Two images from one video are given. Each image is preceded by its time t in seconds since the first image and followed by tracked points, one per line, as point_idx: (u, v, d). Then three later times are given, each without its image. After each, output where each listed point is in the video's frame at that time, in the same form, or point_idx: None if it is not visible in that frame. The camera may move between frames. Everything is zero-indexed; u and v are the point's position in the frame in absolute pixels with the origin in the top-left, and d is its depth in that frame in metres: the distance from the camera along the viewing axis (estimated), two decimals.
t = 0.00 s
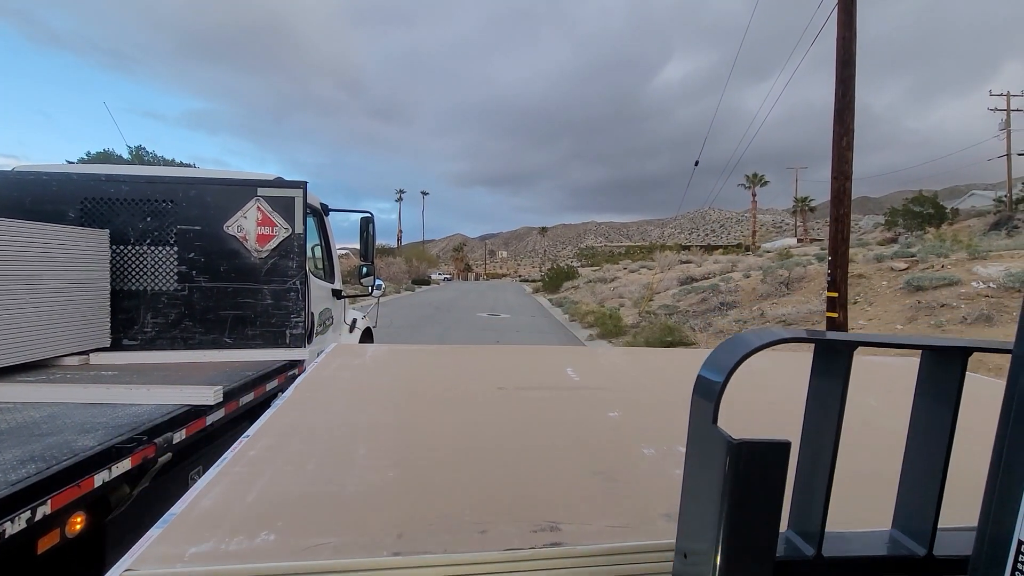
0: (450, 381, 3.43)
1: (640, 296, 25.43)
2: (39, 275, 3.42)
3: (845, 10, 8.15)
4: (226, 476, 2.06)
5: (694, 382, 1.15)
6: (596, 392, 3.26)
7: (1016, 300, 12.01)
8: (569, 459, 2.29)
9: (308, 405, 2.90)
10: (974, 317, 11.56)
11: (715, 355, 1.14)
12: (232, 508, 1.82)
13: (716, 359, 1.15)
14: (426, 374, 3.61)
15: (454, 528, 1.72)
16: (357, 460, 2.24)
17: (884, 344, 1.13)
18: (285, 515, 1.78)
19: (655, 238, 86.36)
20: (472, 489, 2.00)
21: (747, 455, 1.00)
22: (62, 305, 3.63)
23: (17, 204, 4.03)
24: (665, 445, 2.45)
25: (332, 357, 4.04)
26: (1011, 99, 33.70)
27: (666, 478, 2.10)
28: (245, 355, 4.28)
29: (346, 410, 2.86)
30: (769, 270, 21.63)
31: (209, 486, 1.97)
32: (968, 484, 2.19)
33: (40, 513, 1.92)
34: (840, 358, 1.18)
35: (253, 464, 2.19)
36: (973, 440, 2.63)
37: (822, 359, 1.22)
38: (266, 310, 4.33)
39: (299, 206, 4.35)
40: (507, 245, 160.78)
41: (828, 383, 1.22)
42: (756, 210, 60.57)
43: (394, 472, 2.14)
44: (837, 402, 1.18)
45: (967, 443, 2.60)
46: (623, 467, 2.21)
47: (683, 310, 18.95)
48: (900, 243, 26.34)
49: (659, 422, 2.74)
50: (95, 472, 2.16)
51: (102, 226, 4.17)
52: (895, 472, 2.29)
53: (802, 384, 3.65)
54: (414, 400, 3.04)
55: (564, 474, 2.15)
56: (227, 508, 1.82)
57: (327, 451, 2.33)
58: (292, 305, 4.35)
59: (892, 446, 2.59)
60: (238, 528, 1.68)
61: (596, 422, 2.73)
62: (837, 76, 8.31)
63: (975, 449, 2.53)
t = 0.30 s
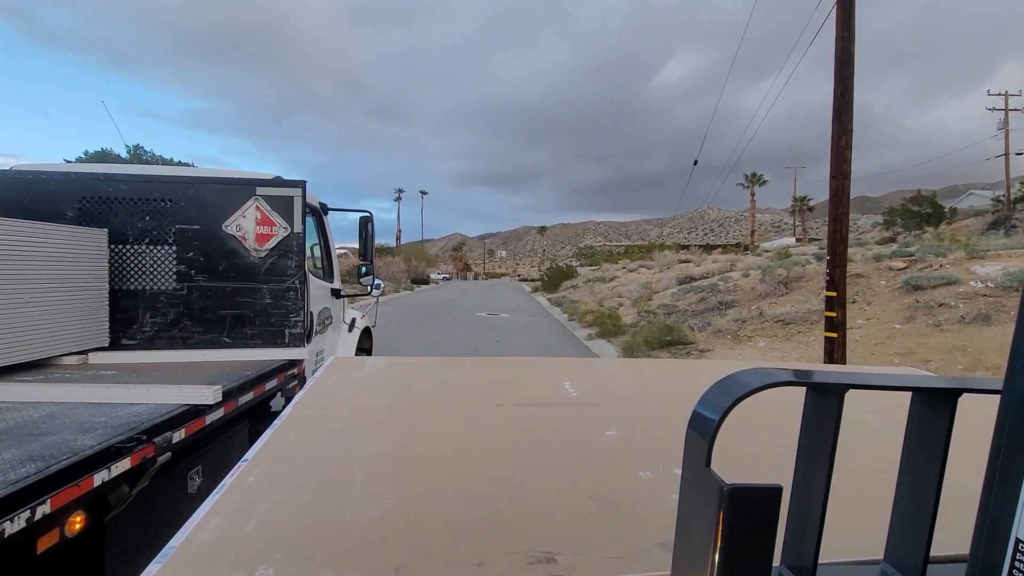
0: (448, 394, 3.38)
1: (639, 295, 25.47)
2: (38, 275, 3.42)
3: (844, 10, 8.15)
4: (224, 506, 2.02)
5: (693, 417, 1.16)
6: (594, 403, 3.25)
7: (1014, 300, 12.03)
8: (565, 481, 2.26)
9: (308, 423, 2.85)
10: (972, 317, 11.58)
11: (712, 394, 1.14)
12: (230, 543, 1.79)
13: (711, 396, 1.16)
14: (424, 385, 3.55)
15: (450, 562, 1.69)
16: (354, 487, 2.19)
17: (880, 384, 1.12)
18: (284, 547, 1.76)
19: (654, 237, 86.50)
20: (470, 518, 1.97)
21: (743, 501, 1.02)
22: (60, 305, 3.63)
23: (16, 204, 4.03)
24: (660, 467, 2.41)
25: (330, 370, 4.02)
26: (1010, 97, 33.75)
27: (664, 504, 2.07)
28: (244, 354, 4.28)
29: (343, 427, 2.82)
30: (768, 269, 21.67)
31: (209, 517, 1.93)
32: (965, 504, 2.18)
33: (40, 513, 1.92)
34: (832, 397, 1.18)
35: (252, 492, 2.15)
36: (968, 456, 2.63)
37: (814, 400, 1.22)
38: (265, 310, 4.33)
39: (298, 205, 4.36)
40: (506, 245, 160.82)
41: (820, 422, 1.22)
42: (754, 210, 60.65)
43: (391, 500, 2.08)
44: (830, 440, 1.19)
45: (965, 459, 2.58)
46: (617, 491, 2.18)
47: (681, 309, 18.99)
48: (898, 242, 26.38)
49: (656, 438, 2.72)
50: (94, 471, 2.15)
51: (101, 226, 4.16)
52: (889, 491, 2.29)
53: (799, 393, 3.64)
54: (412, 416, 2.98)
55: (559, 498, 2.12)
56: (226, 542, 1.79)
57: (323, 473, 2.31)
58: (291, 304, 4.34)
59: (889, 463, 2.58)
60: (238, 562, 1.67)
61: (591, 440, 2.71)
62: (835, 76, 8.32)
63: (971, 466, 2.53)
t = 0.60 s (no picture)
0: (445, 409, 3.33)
1: (638, 294, 25.52)
2: (36, 274, 3.41)
3: (843, 10, 8.16)
4: (222, 534, 1.96)
5: (687, 454, 1.17)
6: (592, 417, 3.20)
7: (1012, 299, 12.04)
8: (560, 503, 2.21)
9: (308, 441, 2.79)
10: (970, 317, 11.60)
11: (708, 431, 1.16)
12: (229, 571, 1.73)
13: (707, 432, 1.17)
14: (422, 401, 3.51)
15: None
16: (350, 512, 2.13)
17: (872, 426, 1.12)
18: None
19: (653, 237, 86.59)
20: (464, 544, 1.92)
21: (736, 542, 1.04)
22: (59, 304, 3.63)
23: (14, 203, 4.02)
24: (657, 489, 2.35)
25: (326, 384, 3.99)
26: (1009, 96, 33.78)
27: (660, 530, 2.02)
28: (244, 354, 4.28)
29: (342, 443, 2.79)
30: (767, 268, 21.70)
31: (207, 544, 1.88)
32: (957, 535, 2.15)
33: (38, 513, 1.92)
34: (825, 438, 1.18)
35: (249, 518, 2.09)
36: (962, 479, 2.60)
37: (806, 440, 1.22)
38: (264, 309, 4.33)
39: (296, 204, 4.36)
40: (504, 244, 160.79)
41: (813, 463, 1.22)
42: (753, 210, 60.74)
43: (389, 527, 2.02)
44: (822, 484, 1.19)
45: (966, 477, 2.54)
46: (612, 515, 2.12)
47: (681, 309, 19.02)
48: (897, 242, 26.40)
49: (652, 455, 2.67)
50: (92, 471, 2.15)
51: (99, 225, 4.15)
52: (883, 512, 2.25)
53: (798, 401, 3.61)
54: (408, 434, 2.93)
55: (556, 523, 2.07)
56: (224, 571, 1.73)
57: (318, 494, 2.26)
58: (290, 303, 4.34)
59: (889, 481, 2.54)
60: None
61: (587, 459, 2.65)
62: (834, 75, 8.32)
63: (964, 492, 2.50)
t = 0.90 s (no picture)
0: (442, 419, 3.29)
1: (637, 294, 25.54)
2: (34, 273, 3.40)
3: (842, 11, 8.17)
4: (222, 562, 1.85)
5: (683, 491, 1.26)
6: (590, 430, 3.16)
7: (1011, 300, 12.04)
8: (557, 524, 2.16)
9: (310, 459, 2.69)
10: (969, 317, 11.61)
11: (703, 472, 1.24)
12: None
13: (702, 473, 1.25)
14: (416, 410, 3.45)
15: None
16: (347, 536, 2.05)
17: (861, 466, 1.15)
18: None
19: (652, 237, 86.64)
20: (460, 567, 1.86)
21: None
22: (59, 303, 3.63)
23: (14, 202, 4.02)
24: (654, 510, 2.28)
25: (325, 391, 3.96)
26: (1007, 96, 33.87)
27: (656, 554, 1.96)
28: (243, 353, 4.28)
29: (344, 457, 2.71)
30: (767, 268, 21.72)
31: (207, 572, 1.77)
32: (952, 558, 2.10)
33: (37, 512, 1.92)
34: (817, 478, 1.20)
35: (251, 544, 1.98)
36: (960, 495, 2.56)
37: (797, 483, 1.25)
38: (263, 309, 4.32)
39: (295, 204, 4.35)
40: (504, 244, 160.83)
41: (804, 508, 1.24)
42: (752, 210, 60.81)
43: (387, 551, 1.95)
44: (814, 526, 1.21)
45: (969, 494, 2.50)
46: (610, 537, 2.07)
47: (680, 309, 19.03)
48: (895, 242, 26.43)
49: (650, 472, 2.62)
50: (91, 471, 2.14)
51: (98, 225, 4.15)
52: (881, 530, 2.20)
53: (796, 412, 3.58)
54: (405, 446, 2.88)
55: (554, 546, 2.01)
56: None
57: (312, 512, 2.21)
58: (289, 303, 4.34)
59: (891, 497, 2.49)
60: None
61: (585, 475, 2.60)
62: (834, 76, 8.33)
63: (959, 509, 2.45)
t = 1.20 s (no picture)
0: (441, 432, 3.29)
1: (637, 293, 25.54)
2: (34, 273, 3.40)
3: (841, 10, 8.17)
4: None
5: (681, 513, 1.35)
6: (588, 442, 3.15)
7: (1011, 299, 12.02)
8: (555, 538, 2.14)
9: (311, 473, 2.68)
10: (969, 316, 11.61)
11: (702, 496, 1.32)
12: None
13: (701, 496, 1.33)
14: (414, 423, 3.44)
15: None
16: (346, 554, 2.02)
17: (852, 491, 1.21)
18: None
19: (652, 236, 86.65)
20: None
21: None
22: (59, 303, 3.64)
23: (14, 201, 4.02)
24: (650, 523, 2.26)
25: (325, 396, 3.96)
26: (1007, 96, 33.92)
27: (653, 571, 1.93)
28: (243, 352, 4.28)
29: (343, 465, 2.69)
30: (767, 268, 21.72)
31: None
32: (955, 557, 2.07)
33: (36, 513, 1.92)
34: (812, 503, 1.26)
35: (252, 561, 1.95)
36: (960, 502, 2.54)
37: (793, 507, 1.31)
38: (263, 309, 4.32)
39: (295, 203, 4.35)
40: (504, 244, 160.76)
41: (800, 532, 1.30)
42: (752, 209, 60.80)
43: (387, 569, 1.93)
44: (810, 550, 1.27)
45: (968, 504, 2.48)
46: (607, 552, 2.05)
47: (680, 309, 19.03)
48: (895, 242, 26.44)
49: (648, 485, 2.59)
50: (91, 470, 2.14)
51: (98, 224, 4.15)
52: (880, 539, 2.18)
53: (794, 422, 3.58)
54: (404, 459, 2.87)
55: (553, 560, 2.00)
56: None
57: (310, 527, 2.19)
58: (289, 303, 4.34)
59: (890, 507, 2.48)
60: None
61: (582, 487, 2.59)
62: (834, 75, 8.32)
63: (960, 512, 2.43)
